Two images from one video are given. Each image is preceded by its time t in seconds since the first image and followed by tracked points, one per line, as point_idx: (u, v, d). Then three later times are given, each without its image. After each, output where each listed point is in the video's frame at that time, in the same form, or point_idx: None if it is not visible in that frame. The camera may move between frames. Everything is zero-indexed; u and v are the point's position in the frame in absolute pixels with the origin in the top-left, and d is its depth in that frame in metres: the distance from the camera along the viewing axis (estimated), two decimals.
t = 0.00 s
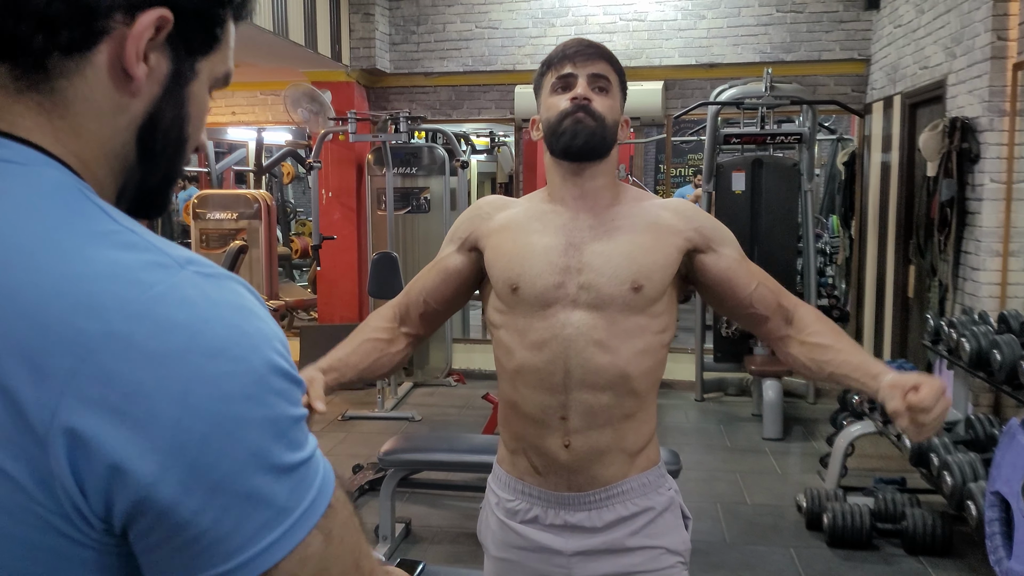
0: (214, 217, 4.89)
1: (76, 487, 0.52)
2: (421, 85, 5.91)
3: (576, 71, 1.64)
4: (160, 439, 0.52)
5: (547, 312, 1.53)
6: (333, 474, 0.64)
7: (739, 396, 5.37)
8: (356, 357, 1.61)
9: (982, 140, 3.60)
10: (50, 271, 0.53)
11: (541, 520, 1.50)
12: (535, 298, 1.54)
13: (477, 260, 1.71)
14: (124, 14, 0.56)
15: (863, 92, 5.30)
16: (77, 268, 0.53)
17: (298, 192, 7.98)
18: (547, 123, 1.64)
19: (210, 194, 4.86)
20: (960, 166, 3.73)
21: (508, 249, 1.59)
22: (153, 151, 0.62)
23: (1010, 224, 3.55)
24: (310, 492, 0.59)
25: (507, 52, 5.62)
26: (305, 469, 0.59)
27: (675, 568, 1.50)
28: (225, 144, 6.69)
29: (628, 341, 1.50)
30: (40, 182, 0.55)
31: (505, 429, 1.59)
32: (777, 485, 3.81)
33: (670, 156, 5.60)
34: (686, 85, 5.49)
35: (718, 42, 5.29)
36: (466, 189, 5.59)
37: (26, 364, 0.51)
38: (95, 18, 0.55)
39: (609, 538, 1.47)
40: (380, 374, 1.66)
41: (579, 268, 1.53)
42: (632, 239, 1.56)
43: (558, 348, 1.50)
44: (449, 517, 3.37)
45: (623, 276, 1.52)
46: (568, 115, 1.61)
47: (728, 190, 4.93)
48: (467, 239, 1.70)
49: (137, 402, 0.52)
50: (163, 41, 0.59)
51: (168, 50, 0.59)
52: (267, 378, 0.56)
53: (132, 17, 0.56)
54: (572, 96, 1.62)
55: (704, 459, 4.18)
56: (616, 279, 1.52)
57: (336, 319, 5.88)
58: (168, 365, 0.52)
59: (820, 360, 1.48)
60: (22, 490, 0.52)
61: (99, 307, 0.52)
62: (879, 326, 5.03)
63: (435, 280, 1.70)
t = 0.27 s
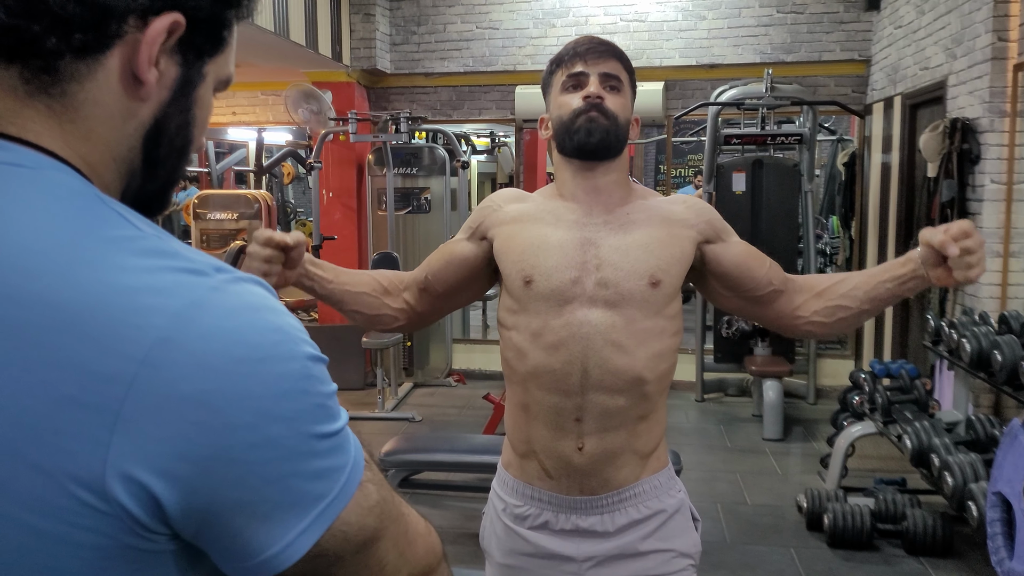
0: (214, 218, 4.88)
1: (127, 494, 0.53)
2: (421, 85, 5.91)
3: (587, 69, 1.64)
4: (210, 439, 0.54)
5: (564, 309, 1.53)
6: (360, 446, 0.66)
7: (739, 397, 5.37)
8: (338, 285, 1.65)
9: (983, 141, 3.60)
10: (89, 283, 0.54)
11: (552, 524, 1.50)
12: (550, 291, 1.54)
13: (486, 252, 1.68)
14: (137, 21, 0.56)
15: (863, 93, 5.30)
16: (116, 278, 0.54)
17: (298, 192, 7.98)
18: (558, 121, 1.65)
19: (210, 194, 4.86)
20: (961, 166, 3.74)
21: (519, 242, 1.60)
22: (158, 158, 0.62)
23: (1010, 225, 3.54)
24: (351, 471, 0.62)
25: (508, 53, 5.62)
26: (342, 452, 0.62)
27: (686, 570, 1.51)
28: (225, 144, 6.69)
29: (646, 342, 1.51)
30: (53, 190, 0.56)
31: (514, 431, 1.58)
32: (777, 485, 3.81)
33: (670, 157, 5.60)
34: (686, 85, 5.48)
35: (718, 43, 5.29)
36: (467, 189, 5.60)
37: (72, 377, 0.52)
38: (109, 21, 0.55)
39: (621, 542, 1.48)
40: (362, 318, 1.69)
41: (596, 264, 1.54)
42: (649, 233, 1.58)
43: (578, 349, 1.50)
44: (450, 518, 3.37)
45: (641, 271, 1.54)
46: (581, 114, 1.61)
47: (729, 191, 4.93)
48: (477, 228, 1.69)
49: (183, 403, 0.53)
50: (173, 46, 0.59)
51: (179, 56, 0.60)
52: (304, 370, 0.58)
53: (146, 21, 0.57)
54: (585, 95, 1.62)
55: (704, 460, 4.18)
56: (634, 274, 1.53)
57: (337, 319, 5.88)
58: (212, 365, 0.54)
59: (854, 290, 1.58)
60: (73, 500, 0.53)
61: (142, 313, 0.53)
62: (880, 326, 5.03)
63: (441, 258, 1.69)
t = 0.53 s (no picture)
0: (215, 218, 4.89)
1: (129, 504, 0.54)
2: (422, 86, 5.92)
3: (590, 78, 1.61)
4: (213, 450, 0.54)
5: (570, 304, 1.53)
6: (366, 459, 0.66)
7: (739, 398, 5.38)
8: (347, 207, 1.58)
9: (983, 142, 3.61)
10: (93, 293, 0.54)
11: (558, 522, 1.51)
12: (557, 288, 1.54)
13: (484, 243, 1.68)
14: (145, 22, 0.56)
15: (864, 94, 5.31)
16: (120, 288, 0.55)
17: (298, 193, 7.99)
18: (560, 132, 1.64)
19: (211, 195, 4.86)
20: (960, 167, 3.75)
21: (526, 237, 1.60)
22: (171, 155, 0.63)
23: (1011, 226, 3.55)
24: (354, 484, 0.62)
25: (508, 54, 5.63)
26: (347, 464, 0.62)
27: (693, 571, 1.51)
28: (226, 144, 6.69)
29: (651, 337, 1.52)
30: (59, 196, 0.56)
31: (519, 429, 1.58)
32: (777, 485, 3.82)
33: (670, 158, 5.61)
34: (686, 87, 5.49)
35: (719, 44, 5.29)
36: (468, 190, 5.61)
37: (75, 387, 0.53)
38: (116, 23, 0.55)
39: (627, 540, 1.48)
40: (346, 254, 1.61)
41: (602, 261, 1.55)
42: (654, 231, 1.58)
43: (587, 338, 1.51)
44: (451, 518, 3.37)
45: (646, 268, 1.54)
46: (583, 130, 1.61)
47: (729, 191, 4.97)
48: (472, 220, 1.68)
49: (186, 415, 0.53)
50: (182, 44, 0.59)
51: (189, 52, 0.60)
52: (310, 382, 0.58)
53: (154, 20, 0.57)
54: (586, 108, 1.60)
55: (704, 460, 4.18)
56: (640, 272, 1.54)
57: (337, 319, 5.88)
58: (216, 377, 0.54)
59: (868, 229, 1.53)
60: (75, 511, 0.53)
61: (145, 324, 0.54)
62: (880, 327, 5.04)
63: (442, 233, 1.66)
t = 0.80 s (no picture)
0: (214, 219, 4.89)
1: (131, 508, 0.54)
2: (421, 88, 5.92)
3: (592, 91, 1.59)
4: (215, 455, 0.54)
5: (571, 309, 1.53)
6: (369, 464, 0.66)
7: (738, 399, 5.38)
8: (372, 163, 1.57)
9: (982, 144, 3.61)
10: (95, 297, 0.54)
11: (558, 516, 1.51)
12: (559, 293, 1.55)
13: (483, 233, 1.67)
14: (149, 23, 0.57)
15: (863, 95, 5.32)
16: (122, 292, 0.55)
17: (298, 195, 7.99)
18: (564, 146, 1.63)
19: (211, 196, 4.86)
20: (959, 169, 3.75)
21: (532, 235, 1.60)
22: (177, 153, 0.64)
23: (1010, 227, 3.55)
24: (355, 490, 0.62)
25: (507, 55, 5.64)
26: (348, 469, 0.62)
27: (692, 571, 1.51)
28: (225, 146, 6.69)
29: (651, 341, 1.52)
30: (63, 198, 0.56)
31: (520, 425, 1.60)
32: (776, 487, 3.82)
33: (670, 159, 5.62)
34: (685, 88, 5.53)
35: (718, 45, 5.30)
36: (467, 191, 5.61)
37: (76, 391, 0.53)
38: (120, 27, 0.56)
39: (627, 535, 1.48)
40: (350, 208, 1.58)
41: (603, 266, 1.55)
42: (656, 234, 1.58)
43: (586, 345, 1.51)
44: (450, 519, 3.37)
45: (645, 272, 1.54)
46: (586, 146, 1.59)
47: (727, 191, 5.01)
48: (474, 211, 1.68)
49: (188, 420, 0.53)
50: (186, 42, 0.60)
51: (192, 50, 0.61)
52: (312, 388, 0.58)
53: (157, 21, 0.57)
54: (589, 124, 1.59)
55: (703, 462, 4.19)
56: (639, 276, 1.54)
57: (337, 321, 5.87)
58: (219, 383, 0.54)
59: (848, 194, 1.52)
60: (77, 515, 0.53)
61: (147, 329, 0.54)
62: (880, 328, 5.04)
63: (446, 216, 1.65)
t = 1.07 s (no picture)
0: (214, 221, 4.91)
1: (140, 511, 0.54)
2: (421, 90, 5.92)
3: (603, 113, 1.57)
4: (224, 459, 0.55)
5: (566, 321, 1.54)
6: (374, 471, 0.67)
7: (738, 401, 5.38)
8: (386, 158, 1.59)
9: (981, 146, 3.62)
10: (104, 301, 0.54)
11: (551, 517, 1.51)
12: (555, 304, 1.55)
13: (482, 236, 1.67)
14: (155, 28, 0.57)
15: (862, 97, 5.33)
16: (132, 297, 0.55)
17: (298, 196, 8.00)
18: (569, 163, 1.62)
19: (210, 198, 4.87)
20: (959, 171, 3.76)
21: (531, 246, 1.61)
22: (185, 157, 0.64)
23: (1010, 229, 3.55)
24: (359, 494, 0.63)
25: (507, 57, 5.64)
26: (353, 474, 0.62)
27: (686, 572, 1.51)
28: (224, 148, 6.70)
29: (646, 353, 1.53)
30: (72, 204, 0.57)
31: (516, 426, 1.60)
32: (775, 489, 3.82)
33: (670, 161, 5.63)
34: (685, 91, 5.50)
35: (718, 47, 5.30)
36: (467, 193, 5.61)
37: (84, 395, 0.53)
38: (127, 33, 0.56)
39: (619, 536, 1.49)
40: (358, 199, 1.60)
41: (598, 277, 1.55)
42: (652, 245, 1.58)
43: (579, 362, 1.51)
44: (449, 521, 3.38)
45: (639, 284, 1.54)
46: (592, 168, 1.58)
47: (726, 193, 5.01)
48: (475, 212, 1.67)
49: (198, 425, 0.54)
50: (192, 48, 0.60)
51: (199, 55, 0.61)
52: (320, 393, 0.59)
53: (164, 27, 0.58)
54: (597, 148, 1.57)
55: (702, 463, 4.19)
56: (633, 289, 1.54)
57: (336, 322, 5.88)
58: (228, 387, 0.54)
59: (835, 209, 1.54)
60: (86, 518, 0.53)
61: (157, 333, 0.54)
62: (879, 331, 5.04)
63: (449, 214, 1.65)
